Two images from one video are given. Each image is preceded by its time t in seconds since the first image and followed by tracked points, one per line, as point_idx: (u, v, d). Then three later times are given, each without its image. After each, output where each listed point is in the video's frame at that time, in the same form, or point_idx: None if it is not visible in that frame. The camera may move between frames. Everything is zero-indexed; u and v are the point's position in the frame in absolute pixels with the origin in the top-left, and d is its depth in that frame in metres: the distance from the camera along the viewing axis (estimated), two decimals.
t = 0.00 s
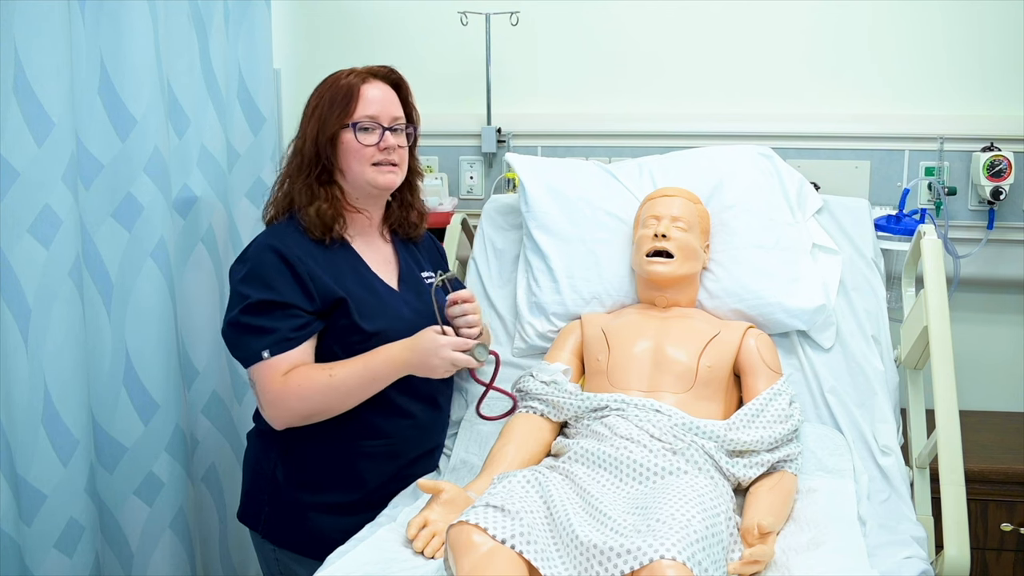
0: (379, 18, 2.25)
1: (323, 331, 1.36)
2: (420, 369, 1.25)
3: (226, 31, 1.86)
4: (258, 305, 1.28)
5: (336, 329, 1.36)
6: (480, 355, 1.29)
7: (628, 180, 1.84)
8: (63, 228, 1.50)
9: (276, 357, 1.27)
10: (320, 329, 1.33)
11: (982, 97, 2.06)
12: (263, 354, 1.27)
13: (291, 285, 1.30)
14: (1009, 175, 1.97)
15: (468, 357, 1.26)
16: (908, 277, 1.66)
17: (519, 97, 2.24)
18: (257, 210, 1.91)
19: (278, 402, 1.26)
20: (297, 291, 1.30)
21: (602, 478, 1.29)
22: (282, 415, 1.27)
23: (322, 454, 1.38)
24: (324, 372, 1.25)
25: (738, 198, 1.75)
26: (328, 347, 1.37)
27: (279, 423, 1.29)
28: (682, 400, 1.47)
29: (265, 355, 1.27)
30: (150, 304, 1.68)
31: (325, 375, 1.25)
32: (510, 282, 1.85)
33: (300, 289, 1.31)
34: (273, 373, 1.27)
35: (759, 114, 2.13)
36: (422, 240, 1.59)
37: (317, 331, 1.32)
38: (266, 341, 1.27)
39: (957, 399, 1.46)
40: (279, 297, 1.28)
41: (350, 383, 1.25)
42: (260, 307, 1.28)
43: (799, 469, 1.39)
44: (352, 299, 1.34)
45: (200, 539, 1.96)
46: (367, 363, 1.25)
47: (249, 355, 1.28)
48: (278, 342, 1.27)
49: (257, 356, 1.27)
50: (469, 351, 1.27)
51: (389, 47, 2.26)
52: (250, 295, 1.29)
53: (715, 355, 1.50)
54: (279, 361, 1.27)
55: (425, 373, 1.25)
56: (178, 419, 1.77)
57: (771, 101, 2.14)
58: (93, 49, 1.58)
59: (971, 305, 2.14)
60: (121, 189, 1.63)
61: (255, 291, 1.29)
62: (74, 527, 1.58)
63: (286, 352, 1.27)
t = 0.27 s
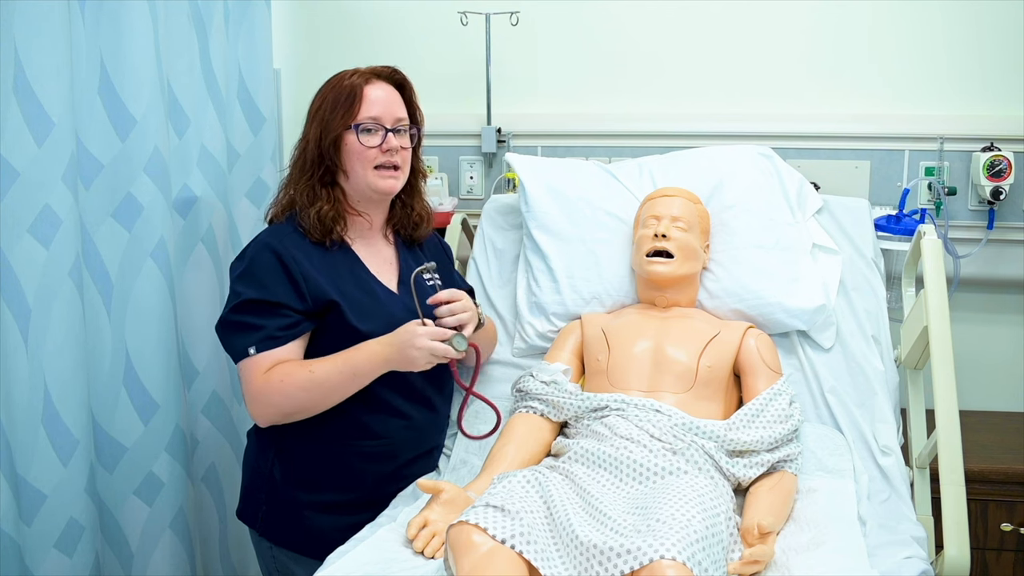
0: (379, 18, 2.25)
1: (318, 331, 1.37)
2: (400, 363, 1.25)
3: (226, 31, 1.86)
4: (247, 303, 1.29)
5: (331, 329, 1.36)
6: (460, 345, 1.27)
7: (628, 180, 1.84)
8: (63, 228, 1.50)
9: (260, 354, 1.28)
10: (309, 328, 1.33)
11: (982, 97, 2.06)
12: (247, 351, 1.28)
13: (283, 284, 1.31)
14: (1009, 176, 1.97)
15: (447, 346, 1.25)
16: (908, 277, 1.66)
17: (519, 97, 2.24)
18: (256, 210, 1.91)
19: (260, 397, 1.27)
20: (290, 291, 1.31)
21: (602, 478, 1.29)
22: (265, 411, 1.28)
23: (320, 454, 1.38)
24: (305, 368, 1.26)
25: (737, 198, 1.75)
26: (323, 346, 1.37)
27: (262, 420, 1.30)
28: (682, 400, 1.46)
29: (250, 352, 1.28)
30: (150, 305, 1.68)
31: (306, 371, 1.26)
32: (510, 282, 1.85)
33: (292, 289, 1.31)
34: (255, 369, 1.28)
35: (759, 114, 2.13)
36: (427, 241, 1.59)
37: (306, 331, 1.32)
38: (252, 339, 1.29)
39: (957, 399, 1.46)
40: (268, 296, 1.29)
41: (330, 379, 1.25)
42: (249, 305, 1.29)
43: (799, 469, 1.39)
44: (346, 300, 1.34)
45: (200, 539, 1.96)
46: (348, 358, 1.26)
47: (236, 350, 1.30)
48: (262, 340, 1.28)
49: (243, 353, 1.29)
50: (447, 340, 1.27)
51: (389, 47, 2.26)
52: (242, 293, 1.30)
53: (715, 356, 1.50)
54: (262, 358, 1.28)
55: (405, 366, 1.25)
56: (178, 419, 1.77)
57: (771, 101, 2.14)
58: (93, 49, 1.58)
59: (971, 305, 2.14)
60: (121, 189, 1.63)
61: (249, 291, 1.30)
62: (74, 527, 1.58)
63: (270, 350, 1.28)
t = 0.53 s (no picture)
0: (379, 18, 2.25)
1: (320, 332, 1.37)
2: (396, 353, 1.25)
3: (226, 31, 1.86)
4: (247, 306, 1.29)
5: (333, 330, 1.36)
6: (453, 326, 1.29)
7: (628, 180, 1.84)
8: (63, 228, 1.50)
9: (262, 357, 1.28)
10: (310, 331, 1.33)
11: (982, 97, 2.06)
12: (249, 354, 1.28)
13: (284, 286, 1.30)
14: (1009, 175, 1.97)
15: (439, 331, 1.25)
16: (908, 277, 1.66)
17: (519, 97, 2.24)
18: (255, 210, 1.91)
19: (262, 400, 1.28)
20: (291, 292, 1.31)
21: (602, 478, 1.29)
22: (267, 412, 1.29)
23: (320, 453, 1.38)
24: (303, 367, 1.26)
25: (738, 198, 1.75)
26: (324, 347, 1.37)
27: (264, 421, 1.31)
28: (682, 400, 1.46)
29: (252, 355, 1.28)
30: (150, 305, 1.68)
31: (305, 371, 1.26)
32: (510, 282, 1.85)
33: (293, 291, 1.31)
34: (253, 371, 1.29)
35: (759, 114, 2.13)
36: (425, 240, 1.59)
37: (306, 334, 1.33)
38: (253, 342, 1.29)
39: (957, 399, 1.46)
40: (269, 299, 1.29)
41: (329, 377, 1.26)
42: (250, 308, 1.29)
43: (799, 469, 1.39)
44: (348, 301, 1.34)
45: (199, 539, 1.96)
46: (345, 355, 1.26)
47: (236, 353, 1.29)
48: (263, 344, 1.28)
49: (244, 356, 1.28)
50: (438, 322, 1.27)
51: (389, 47, 2.26)
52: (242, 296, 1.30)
53: (715, 356, 1.50)
54: (261, 361, 1.28)
55: (401, 356, 1.25)
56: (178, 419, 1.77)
57: (771, 101, 2.14)
58: (93, 49, 1.58)
59: (971, 305, 2.14)
60: (121, 189, 1.63)
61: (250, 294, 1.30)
62: (74, 527, 1.58)
63: (270, 353, 1.28)
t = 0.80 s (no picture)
0: (379, 18, 2.25)
1: (323, 331, 1.36)
2: (404, 358, 1.25)
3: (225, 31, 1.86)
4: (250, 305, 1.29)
5: (335, 328, 1.36)
6: (466, 345, 1.28)
7: (628, 180, 1.84)
8: (63, 228, 1.50)
9: (268, 357, 1.28)
10: (315, 330, 1.33)
11: (982, 97, 2.06)
12: (254, 354, 1.28)
13: (287, 286, 1.30)
14: (1009, 176, 1.97)
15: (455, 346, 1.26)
16: (908, 277, 1.66)
17: (519, 97, 2.24)
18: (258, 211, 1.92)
19: (267, 401, 1.27)
20: (294, 291, 1.30)
21: (602, 478, 1.29)
22: (271, 413, 1.29)
23: (320, 454, 1.38)
24: (310, 368, 1.27)
25: (737, 198, 1.75)
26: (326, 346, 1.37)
27: (268, 422, 1.31)
28: (682, 400, 1.47)
29: (257, 355, 1.28)
30: (150, 305, 1.68)
31: (312, 371, 1.26)
32: (510, 281, 1.85)
33: (296, 290, 1.31)
34: (260, 372, 1.29)
35: (759, 114, 2.13)
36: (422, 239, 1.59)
37: (312, 332, 1.32)
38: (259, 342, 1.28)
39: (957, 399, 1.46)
40: (273, 299, 1.29)
41: (335, 377, 1.25)
42: (254, 308, 1.29)
43: (799, 469, 1.39)
44: (350, 299, 1.34)
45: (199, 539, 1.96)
46: (352, 355, 1.26)
47: (240, 352, 1.29)
48: (268, 344, 1.28)
49: (248, 356, 1.28)
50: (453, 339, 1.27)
51: (388, 47, 2.26)
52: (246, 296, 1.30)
53: (715, 356, 1.50)
54: (267, 361, 1.28)
55: (409, 361, 1.24)
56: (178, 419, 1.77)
57: (771, 100, 2.14)
58: (93, 49, 1.58)
59: (971, 305, 2.14)
60: (121, 189, 1.63)
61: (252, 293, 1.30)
62: (74, 527, 1.58)
63: (275, 353, 1.28)
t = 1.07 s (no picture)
0: (379, 18, 2.25)
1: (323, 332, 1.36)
2: (405, 364, 1.23)
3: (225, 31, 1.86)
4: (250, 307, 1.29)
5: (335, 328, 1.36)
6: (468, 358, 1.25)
7: (628, 180, 1.84)
8: (63, 228, 1.50)
9: (269, 360, 1.28)
10: (316, 330, 1.33)
11: (982, 97, 2.06)
12: (255, 356, 1.28)
13: (287, 287, 1.30)
14: (1009, 175, 1.97)
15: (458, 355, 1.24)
16: (908, 277, 1.66)
17: (519, 97, 2.24)
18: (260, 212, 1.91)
19: (267, 403, 1.27)
20: (294, 293, 1.30)
21: (602, 478, 1.29)
22: (271, 416, 1.29)
23: (320, 454, 1.38)
24: (311, 372, 1.26)
25: (737, 198, 1.75)
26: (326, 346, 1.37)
27: (268, 424, 1.31)
28: (682, 400, 1.47)
29: (258, 357, 1.28)
30: (150, 305, 1.68)
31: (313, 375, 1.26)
32: (510, 281, 1.85)
33: (296, 292, 1.31)
34: (262, 374, 1.29)
35: (759, 114, 2.13)
36: (419, 238, 1.58)
37: (312, 334, 1.32)
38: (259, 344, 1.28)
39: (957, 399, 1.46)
40: (273, 300, 1.29)
41: (336, 382, 1.25)
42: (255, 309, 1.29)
43: (799, 469, 1.39)
44: (350, 299, 1.34)
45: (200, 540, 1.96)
46: (354, 361, 1.25)
47: (240, 354, 1.29)
48: (269, 346, 1.28)
49: (250, 357, 1.28)
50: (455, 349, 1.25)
51: (388, 47, 2.26)
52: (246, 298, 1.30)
53: (715, 356, 1.50)
54: (267, 364, 1.28)
55: (409, 369, 1.23)
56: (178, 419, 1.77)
57: (771, 100, 2.14)
58: (93, 49, 1.58)
59: (971, 305, 2.14)
60: (121, 189, 1.63)
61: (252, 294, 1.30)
62: (75, 527, 1.58)
63: (276, 355, 1.28)
